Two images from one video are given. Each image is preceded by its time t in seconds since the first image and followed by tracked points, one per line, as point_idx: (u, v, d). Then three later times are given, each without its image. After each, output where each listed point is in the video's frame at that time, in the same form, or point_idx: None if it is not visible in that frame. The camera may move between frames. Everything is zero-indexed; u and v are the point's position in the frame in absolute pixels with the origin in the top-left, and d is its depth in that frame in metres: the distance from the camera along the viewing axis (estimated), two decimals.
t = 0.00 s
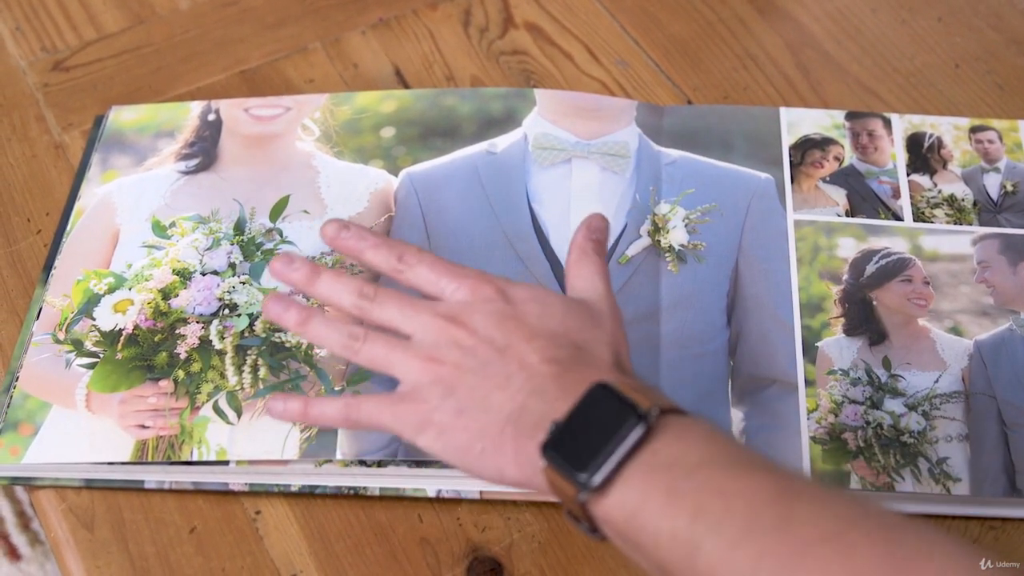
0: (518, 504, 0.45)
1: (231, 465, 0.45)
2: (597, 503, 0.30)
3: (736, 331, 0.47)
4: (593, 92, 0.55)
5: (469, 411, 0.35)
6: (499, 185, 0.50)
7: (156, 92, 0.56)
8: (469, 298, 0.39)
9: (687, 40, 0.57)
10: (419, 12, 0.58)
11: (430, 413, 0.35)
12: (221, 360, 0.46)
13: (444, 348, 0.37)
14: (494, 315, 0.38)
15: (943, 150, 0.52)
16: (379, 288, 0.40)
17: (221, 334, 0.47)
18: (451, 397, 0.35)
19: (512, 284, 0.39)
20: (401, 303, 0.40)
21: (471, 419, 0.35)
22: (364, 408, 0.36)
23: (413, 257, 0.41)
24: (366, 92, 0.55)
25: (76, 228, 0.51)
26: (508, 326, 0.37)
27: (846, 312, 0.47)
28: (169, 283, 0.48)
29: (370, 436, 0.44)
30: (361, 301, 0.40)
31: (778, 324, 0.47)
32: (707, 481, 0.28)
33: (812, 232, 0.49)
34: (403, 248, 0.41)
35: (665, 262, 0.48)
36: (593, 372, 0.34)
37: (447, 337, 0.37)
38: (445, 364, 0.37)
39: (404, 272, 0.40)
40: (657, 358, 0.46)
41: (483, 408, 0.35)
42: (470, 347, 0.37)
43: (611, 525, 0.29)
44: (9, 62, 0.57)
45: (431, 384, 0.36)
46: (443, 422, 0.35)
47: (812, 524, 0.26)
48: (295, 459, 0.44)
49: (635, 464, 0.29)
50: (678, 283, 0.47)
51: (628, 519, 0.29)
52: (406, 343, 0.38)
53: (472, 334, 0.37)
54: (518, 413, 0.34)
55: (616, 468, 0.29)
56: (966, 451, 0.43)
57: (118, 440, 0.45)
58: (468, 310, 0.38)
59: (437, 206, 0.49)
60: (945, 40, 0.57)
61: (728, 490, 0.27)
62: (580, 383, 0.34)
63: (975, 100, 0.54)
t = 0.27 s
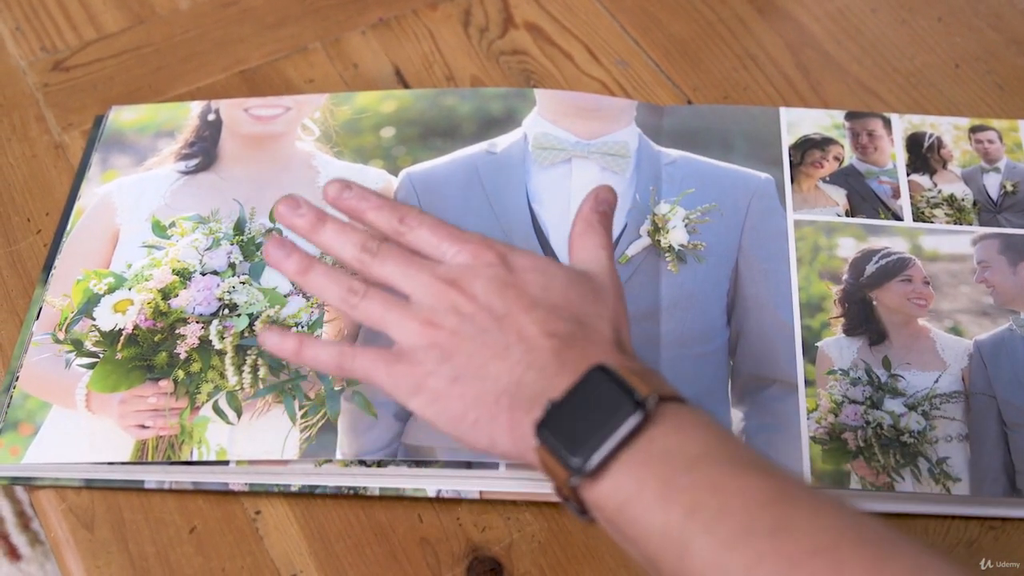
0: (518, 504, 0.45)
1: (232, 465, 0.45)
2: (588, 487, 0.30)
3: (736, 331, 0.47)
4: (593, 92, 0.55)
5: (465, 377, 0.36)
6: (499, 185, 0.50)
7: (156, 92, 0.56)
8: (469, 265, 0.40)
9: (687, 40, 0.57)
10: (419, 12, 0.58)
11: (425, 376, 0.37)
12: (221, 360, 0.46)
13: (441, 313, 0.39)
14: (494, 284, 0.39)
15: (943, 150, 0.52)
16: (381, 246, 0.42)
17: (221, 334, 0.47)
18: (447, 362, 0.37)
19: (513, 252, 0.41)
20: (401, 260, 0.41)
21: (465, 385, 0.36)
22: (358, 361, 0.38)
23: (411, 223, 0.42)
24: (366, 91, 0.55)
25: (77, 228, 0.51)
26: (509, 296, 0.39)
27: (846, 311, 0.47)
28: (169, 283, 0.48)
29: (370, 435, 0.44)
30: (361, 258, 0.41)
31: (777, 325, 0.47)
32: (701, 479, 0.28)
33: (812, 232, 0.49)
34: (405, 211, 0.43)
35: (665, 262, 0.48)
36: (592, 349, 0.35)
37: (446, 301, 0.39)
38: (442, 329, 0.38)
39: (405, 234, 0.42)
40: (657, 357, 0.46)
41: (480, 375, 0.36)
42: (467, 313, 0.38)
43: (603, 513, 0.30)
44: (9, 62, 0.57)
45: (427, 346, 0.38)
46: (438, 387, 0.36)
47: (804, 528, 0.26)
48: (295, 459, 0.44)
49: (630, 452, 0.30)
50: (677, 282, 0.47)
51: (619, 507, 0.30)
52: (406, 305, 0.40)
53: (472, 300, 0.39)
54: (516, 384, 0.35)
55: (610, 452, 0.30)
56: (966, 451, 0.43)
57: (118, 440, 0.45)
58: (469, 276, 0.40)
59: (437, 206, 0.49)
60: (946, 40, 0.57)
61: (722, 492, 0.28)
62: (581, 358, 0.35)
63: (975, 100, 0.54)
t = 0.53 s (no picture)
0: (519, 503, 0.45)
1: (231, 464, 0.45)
2: (582, 548, 0.31)
3: (736, 330, 0.47)
4: (592, 91, 0.55)
5: (455, 472, 0.35)
6: (499, 184, 0.50)
7: (156, 91, 0.56)
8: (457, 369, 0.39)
9: (687, 38, 0.57)
10: (419, 11, 0.58)
11: (417, 477, 0.36)
12: (221, 359, 0.46)
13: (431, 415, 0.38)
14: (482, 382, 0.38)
15: (943, 149, 0.52)
16: (382, 348, 0.41)
17: (221, 333, 0.47)
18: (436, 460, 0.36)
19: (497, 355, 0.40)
20: (399, 363, 0.40)
21: (454, 481, 0.35)
22: (355, 461, 0.37)
23: (409, 323, 0.42)
24: (366, 90, 0.55)
25: (77, 227, 0.51)
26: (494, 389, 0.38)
27: (846, 310, 0.47)
28: (168, 282, 0.48)
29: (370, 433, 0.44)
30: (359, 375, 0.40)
31: (778, 324, 0.47)
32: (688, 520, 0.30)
33: (812, 231, 0.49)
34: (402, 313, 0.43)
35: (665, 261, 0.48)
36: (572, 428, 0.35)
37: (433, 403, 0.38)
38: (433, 428, 0.37)
39: (399, 335, 0.42)
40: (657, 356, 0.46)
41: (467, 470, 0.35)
42: (457, 413, 0.37)
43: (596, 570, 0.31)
44: (9, 61, 0.57)
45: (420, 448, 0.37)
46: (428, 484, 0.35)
47: (787, 547, 0.28)
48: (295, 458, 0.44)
49: (616, 506, 0.31)
50: (678, 281, 0.47)
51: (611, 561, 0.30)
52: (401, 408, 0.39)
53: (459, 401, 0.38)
54: (500, 468, 0.34)
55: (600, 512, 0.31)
56: (966, 449, 0.43)
57: (118, 439, 0.45)
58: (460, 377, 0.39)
59: (437, 205, 0.49)
60: (946, 39, 0.57)
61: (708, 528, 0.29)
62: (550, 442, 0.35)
63: (976, 99, 0.54)
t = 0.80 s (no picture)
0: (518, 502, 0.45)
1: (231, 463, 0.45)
2: None
3: (736, 329, 0.46)
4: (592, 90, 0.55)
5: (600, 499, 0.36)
6: (499, 183, 0.50)
7: (156, 91, 0.56)
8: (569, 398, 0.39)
9: (686, 38, 0.57)
10: (419, 11, 0.58)
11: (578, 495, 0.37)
12: (221, 359, 0.46)
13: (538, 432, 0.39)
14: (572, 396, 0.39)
15: (943, 148, 0.52)
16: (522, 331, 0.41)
17: (221, 333, 0.47)
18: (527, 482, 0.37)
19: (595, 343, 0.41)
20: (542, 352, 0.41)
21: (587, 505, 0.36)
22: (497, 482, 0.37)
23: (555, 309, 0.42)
24: (366, 90, 0.55)
25: (77, 227, 0.51)
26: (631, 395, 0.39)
27: (846, 310, 0.47)
28: (169, 281, 0.48)
29: (370, 433, 0.44)
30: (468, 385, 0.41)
31: (777, 323, 0.47)
32: None
33: (812, 230, 0.49)
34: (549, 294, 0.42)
35: (665, 261, 0.48)
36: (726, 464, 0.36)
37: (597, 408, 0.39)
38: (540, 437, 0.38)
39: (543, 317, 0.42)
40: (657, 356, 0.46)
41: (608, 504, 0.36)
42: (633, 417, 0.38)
43: None
44: (9, 61, 0.57)
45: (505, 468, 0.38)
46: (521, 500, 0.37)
47: None
48: (295, 457, 0.44)
49: None
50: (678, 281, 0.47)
51: None
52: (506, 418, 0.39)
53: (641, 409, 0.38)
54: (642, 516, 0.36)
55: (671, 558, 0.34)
56: (966, 449, 0.43)
57: (118, 439, 0.45)
58: (569, 377, 0.40)
59: (437, 205, 0.49)
60: (945, 39, 0.57)
61: None
62: (633, 480, 0.37)
63: (976, 99, 0.54)
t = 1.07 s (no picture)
0: (518, 502, 0.45)
1: (231, 463, 0.45)
2: None
3: (735, 329, 0.47)
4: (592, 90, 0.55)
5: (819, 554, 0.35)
6: (499, 183, 0.50)
7: (156, 90, 0.56)
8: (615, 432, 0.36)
9: (686, 37, 0.57)
10: (419, 10, 0.58)
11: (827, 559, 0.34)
12: (221, 358, 0.46)
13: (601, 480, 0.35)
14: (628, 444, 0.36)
15: (944, 148, 0.52)
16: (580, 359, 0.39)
17: (221, 332, 0.46)
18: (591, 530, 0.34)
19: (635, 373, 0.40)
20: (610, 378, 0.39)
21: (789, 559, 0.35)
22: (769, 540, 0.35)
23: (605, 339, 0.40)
24: (366, 89, 0.55)
25: (77, 226, 0.51)
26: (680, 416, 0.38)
27: (846, 309, 0.47)
28: (168, 281, 0.47)
29: (370, 432, 0.44)
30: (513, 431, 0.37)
31: (778, 323, 0.47)
32: None
33: (812, 230, 0.49)
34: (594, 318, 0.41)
35: (665, 260, 0.48)
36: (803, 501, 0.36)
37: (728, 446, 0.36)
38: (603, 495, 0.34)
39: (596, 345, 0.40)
40: (657, 356, 0.46)
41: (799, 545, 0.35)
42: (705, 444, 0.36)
43: None
44: (9, 60, 0.57)
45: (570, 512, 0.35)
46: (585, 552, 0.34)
47: None
48: (295, 457, 0.44)
49: None
50: (677, 280, 0.47)
51: None
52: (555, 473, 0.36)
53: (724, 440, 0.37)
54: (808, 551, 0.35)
55: None
56: (966, 448, 0.43)
57: (118, 438, 0.45)
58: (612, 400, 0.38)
59: (437, 204, 0.49)
60: (946, 38, 0.57)
61: None
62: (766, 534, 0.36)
63: (976, 98, 0.54)
